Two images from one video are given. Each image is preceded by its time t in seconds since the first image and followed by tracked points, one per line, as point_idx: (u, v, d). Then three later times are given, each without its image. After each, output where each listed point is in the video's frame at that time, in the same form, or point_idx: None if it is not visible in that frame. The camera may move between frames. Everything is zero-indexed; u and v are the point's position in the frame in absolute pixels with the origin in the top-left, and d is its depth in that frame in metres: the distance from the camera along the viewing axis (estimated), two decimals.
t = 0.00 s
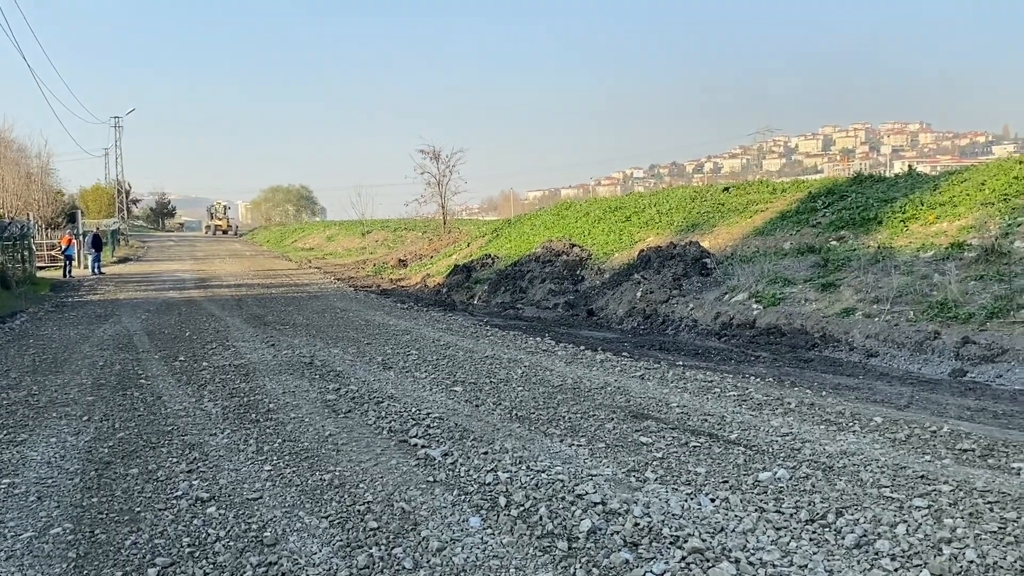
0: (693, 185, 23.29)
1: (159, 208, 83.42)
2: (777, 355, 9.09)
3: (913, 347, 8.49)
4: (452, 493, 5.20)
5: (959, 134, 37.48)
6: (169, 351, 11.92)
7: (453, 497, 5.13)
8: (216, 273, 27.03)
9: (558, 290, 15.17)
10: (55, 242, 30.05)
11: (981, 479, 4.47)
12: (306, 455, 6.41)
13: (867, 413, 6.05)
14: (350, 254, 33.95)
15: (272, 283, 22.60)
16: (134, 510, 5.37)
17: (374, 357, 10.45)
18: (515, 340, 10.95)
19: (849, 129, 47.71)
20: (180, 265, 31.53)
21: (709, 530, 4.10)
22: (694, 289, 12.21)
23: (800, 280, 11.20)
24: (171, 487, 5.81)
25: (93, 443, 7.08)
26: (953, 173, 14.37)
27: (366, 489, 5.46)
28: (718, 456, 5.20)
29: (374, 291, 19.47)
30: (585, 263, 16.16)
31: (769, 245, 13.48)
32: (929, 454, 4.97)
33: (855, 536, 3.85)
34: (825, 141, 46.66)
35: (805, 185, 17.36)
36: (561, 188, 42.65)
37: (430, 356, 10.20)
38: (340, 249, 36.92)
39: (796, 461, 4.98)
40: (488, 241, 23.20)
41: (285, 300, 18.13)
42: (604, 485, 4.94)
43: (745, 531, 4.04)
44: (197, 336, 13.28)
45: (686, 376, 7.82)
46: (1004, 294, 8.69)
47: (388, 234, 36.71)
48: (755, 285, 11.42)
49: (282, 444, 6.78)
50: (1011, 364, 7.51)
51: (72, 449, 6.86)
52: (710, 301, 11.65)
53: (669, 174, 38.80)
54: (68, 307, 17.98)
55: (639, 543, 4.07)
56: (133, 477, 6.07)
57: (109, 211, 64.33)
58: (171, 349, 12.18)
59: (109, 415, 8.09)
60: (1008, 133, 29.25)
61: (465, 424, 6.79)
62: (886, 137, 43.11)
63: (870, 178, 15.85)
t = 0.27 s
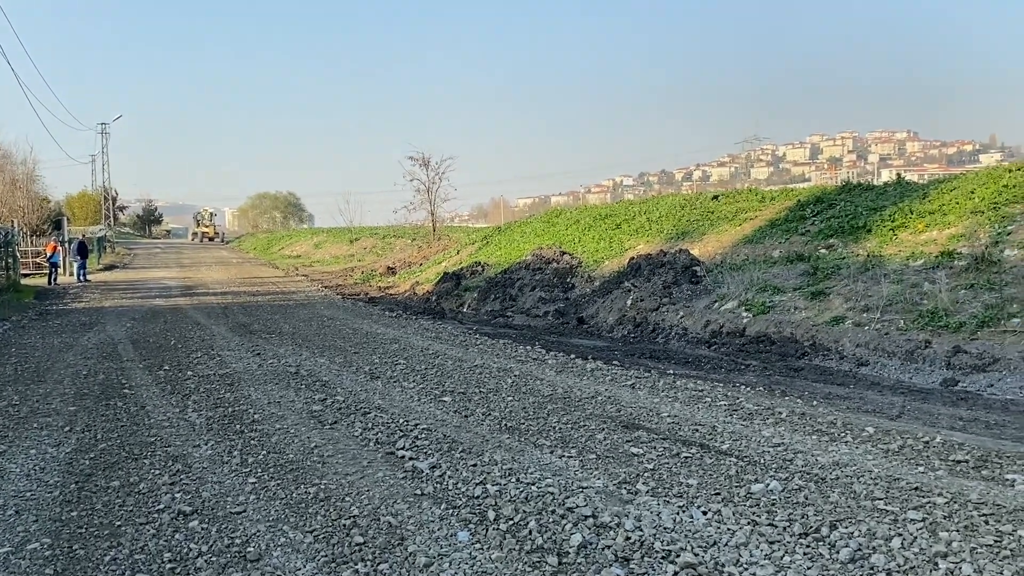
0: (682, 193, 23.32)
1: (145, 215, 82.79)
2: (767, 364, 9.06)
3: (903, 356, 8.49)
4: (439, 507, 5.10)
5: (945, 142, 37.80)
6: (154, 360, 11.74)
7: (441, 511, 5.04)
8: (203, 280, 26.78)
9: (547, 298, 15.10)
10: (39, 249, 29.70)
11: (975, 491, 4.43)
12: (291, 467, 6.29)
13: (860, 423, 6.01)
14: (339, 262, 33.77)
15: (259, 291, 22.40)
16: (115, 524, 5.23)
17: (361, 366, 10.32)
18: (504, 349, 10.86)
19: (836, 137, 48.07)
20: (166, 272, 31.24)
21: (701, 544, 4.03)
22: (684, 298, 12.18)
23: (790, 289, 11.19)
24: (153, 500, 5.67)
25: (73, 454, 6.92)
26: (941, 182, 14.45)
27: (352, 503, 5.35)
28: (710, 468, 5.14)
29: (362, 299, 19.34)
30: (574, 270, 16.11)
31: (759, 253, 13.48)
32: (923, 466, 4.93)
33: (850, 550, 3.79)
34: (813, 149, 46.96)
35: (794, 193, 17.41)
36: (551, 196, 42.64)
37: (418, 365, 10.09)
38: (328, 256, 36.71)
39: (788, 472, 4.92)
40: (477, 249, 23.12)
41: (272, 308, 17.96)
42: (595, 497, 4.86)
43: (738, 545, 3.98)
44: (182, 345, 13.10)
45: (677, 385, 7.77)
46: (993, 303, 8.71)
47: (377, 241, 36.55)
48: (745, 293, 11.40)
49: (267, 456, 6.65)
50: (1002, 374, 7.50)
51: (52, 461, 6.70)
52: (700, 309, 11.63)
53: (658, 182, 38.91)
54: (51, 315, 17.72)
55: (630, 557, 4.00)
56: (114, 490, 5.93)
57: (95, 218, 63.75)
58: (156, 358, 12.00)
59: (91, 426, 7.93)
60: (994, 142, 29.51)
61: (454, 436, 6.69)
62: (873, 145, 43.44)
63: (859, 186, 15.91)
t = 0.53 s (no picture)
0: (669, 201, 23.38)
1: (130, 222, 82.09)
2: (753, 371, 9.04)
3: (889, 363, 8.50)
4: (423, 517, 5.02)
5: (930, 150, 38.18)
6: (136, 369, 11.57)
7: (425, 521, 4.95)
8: (189, 288, 26.51)
9: (534, 305, 15.05)
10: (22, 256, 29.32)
11: (962, 498, 4.41)
12: (273, 477, 6.18)
13: (847, 431, 5.98)
14: (325, 269, 33.57)
15: (244, 298, 22.19)
16: (92, 535, 5.11)
17: (346, 375, 10.21)
18: (491, 357, 10.79)
19: (822, 145, 48.46)
20: (151, 280, 30.93)
21: (687, 554, 3.97)
22: (671, 305, 12.17)
23: (776, 296, 11.21)
24: (132, 511, 5.55)
25: (52, 465, 6.78)
26: (926, 189, 14.55)
27: (334, 513, 5.26)
28: (696, 476, 5.10)
29: (348, 307, 19.20)
30: (561, 278, 16.08)
31: (745, 261, 13.51)
32: (910, 473, 4.90)
33: (836, 560, 3.75)
34: (799, 157, 47.31)
35: (780, 201, 17.48)
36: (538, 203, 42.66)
37: (404, 373, 9.99)
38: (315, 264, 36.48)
39: (775, 481, 4.88)
40: (464, 256, 23.04)
41: (258, 316, 17.79)
42: (580, 507, 4.80)
43: (724, 555, 3.92)
44: (166, 353, 12.92)
45: (664, 392, 7.73)
46: (978, 310, 8.75)
47: (364, 248, 36.39)
48: (732, 300, 11.40)
49: (249, 466, 6.54)
50: (987, 381, 7.52)
51: (30, 471, 6.56)
52: (686, 316, 11.61)
53: (646, 189, 39.03)
54: (33, 323, 17.46)
55: (616, 568, 3.93)
56: (92, 501, 5.79)
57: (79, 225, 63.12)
58: (138, 366, 11.83)
59: (70, 435, 7.77)
60: (977, 150, 29.81)
61: (439, 445, 6.61)
62: (859, 153, 43.81)
63: (844, 194, 16.00)
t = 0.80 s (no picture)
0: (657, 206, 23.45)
1: (118, 228, 81.52)
2: (739, 376, 9.05)
3: (873, 368, 8.53)
4: (405, 524, 4.97)
5: (916, 155, 38.51)
6: (121, 376, 11.45)
7: (407, 528, 4.91)
8: (176, 294, 26.33)
9: (522, 310, 15.03)
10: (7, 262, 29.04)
11: (943, 503, 4.42)
12: (255, 485, 6.12)
13: (829, 435, 5.99)
14: (313, 274, 33.42)
15: (232, 304, 22.05)
16: (71, 545, 5.03)
17: (331, 381, 10.14)
18: (477, 362, 10.76)
19: (809, 150, 48.79)
20: (137, 286, 30.69)
21: (668, 560, 3.95)
22: (657, 310, 12.18)
23: (761, 300, 11.24)
24: (112, 520, 5.47)
25: (32, 473, 6.68)
26: (910, 194, 14.66)
27: (316, 521, 5.20)
28: (679, 482, 5.08)
29: (336, 312, 19.11)
30: (549, 283, 16.07)
31: (731, 265, 13.55)
32: (891, 478, 4.91)
33: (817, 565, 3.74)
34: (787, 162, 47.59)
35: (766, 206, 17.56)
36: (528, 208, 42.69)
37: (389, 379, 9.94)
38: (303, 269, 36.33)
39: (757, 486, 4.87)
40: (452, 261, 23.00)
41: (245, 322, 17.67)
42: (563, 513, 4.77)
43: (705, 561, 3.90)
44: (151, 360, 12.81)
45: (649, 397, 7.72)
46: (961, 314, 8.80)
47: (352, 254, 36.27)
48: (718, 305, 11.43)
49: (231, 473, 6.47)
50: (970, 385, 7.56)
51: (10, 480, 6.46)
52: (673, 321, 11.63)
53: (635, 195, 39.14)
54: (17, 330, 17.28)
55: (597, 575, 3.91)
56: (72, 510, 5.71)
57: (66, 231, 62.61)
58: (122, 373, 11.71)
59: (52, 443, 7.68)
60: (962, 154, 30.08)
61: (422, 451, 6.56)
62: (846, 158, 44.14)
63: (830, 199, 16.09)
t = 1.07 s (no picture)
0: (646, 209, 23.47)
1: (107, 233, 81.04)
2: (724, 380, 9.04)
3: (858, 371, 8.54)
4: (385, 531, 4.92)
5: (904, 158, 38.76)
6: (105, 382, 11.34)
7: (386, 535, 4.85)
8: (164, 299, 26.14)
9: (510, 314, 15.00)
10: None
11: (923, 507, 4.40)
12: (236, 491, 6.05)
13: (812, 439, 5.99)
14: (303, 279, 33.26)
15: (219, 309, 21.90)
16: (47, 554, 4.96)
17: (317, 386, 10.07)
18: (464, 367, 10.71)
19: (799, 154, 49.04)
20: (125, 291, 30.48)
21: (647, 566, 3.92)
22: (644, 314, 12.17)
23: (748, 304, 11.25)
24: (90, 528, 5.39)
25: (11, 481, 6.59)
26: (896, 198, 14.73)
27: (295, 528, 5.15)
28: (661, 487, 5.05)
29: (324, 317, 19.01)
30: (537, 287, 16.04)
31: (719, 269, 13.57)
32: (872, 482, 4.89)
33: (795, 570, 3.71)
34: (776, 166, 47.81)
35: (754, 209, 17.60)
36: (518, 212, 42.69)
37: (375, 384, 9.88)
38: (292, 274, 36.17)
39: (738, 491, 4.85)
40: (441, 265, 22.95)
41: (232, 327, 17.55)
42: (543, 519, 4.73)
43: (684, 566, 3.87)
44: (136, 366, 12.69)
45: (634, 402, 7.69)
46: (946, 318, 8.84)
47: (342, 258, 36.15)
48: (704, 309, 11.43)
49: (212, 480, 6.40)
50: (953, 388, 7.58)
51: None
52: (660, 325, 11.62)
53: (625, 199, 39.20)
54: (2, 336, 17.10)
55: None
56: (50, 518, 5.63)
57: (54, 236, 62.17)
58: (107, 379, 11.59)
59: (33, 450, 7.57)
60: (950, 158, 30.28)
61: (405, 457, 6.51)
62: (835, 162, 44.37)
63: (817, 202, 16.15)
